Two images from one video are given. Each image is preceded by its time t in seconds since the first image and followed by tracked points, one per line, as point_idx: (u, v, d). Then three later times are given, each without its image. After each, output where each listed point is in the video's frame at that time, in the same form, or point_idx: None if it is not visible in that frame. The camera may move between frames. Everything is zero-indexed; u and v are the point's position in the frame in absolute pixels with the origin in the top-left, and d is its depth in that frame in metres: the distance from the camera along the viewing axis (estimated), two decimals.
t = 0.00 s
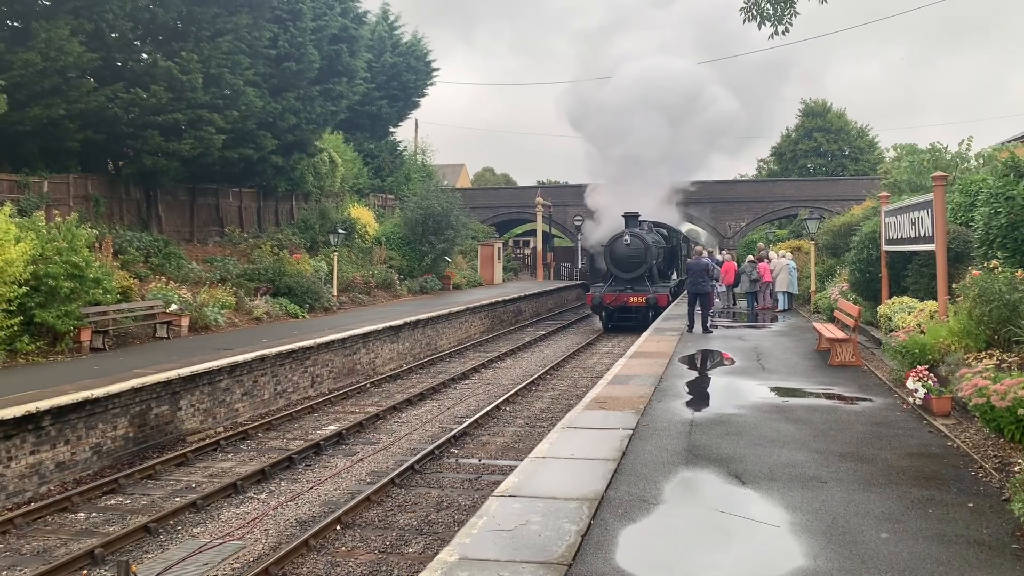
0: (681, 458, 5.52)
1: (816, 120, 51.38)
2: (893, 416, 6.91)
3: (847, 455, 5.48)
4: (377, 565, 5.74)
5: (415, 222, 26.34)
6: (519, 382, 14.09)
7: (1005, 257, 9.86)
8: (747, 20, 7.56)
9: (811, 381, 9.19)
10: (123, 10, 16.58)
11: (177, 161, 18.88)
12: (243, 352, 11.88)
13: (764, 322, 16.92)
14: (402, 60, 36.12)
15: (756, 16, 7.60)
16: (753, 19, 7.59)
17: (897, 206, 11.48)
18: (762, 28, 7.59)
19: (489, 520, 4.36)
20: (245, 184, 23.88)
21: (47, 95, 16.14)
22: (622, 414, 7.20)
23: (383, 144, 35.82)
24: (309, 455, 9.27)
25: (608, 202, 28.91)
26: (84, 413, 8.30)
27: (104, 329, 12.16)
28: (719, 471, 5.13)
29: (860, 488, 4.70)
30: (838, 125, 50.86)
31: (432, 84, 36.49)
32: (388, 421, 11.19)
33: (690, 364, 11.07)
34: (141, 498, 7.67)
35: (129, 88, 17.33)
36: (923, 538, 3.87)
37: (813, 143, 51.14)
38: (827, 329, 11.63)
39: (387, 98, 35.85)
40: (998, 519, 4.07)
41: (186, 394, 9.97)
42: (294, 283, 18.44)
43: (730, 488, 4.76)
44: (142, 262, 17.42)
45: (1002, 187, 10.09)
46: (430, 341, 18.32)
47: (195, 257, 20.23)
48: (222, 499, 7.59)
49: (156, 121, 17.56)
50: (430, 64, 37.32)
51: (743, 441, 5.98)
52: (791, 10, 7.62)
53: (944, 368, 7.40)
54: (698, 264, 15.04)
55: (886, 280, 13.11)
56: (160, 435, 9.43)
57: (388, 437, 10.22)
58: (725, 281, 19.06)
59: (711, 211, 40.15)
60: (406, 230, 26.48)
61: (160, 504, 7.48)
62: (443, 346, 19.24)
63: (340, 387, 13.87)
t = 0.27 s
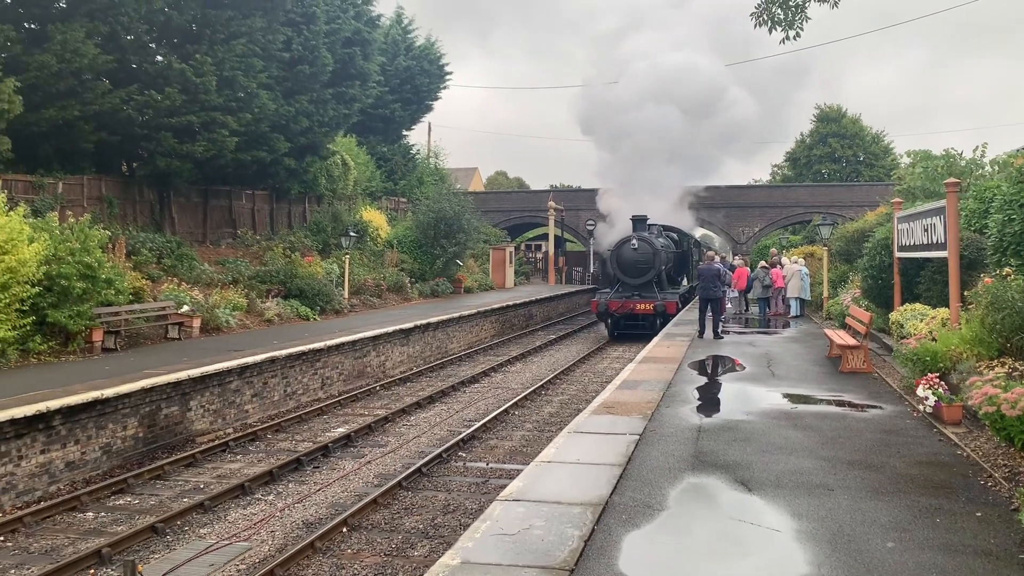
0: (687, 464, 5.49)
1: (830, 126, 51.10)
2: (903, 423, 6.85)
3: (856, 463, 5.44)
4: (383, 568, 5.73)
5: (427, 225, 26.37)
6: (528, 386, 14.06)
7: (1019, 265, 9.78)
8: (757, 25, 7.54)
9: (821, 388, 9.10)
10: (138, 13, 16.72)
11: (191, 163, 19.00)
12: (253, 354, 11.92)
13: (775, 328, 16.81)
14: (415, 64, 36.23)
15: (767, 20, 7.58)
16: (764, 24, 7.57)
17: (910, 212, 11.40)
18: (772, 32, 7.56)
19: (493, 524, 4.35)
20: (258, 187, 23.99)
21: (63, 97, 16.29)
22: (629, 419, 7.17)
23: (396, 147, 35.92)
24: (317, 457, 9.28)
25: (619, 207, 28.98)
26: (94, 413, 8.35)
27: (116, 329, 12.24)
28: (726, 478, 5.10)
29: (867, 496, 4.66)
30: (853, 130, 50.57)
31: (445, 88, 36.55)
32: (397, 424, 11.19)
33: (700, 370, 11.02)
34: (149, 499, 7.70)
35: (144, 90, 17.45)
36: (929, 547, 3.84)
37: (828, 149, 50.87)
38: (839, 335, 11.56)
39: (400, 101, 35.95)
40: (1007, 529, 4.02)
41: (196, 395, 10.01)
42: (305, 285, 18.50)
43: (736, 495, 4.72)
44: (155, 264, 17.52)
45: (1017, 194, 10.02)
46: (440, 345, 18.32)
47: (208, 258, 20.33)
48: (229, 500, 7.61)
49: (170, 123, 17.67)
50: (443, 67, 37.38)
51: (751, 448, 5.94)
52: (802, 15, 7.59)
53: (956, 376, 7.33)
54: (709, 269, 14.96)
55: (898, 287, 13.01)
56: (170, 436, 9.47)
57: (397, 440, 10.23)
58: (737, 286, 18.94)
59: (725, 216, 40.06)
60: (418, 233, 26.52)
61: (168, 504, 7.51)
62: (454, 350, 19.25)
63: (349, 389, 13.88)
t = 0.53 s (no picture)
0: (694, 470, 5.49)
1: (839, 130, 50.97)
2: (911, 430, 6.82)
3: (865, 469, 5.42)
4: (391, 573, 5.74)
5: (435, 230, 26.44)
6: (536, 391, 14.05)
7: None
8: (764, 31, 7.55)
9: (830, 394, 9.06)
10: (149, 20, 16.87)
11: (201, 169, 19.12)
12: (262, 359, 11.97)
13: (784, 333, 16.75)
14: (424, 70, 36.36)
15: (774, 26, 7.59)
16: (770, 30, 7.58)
17: (918, 217, 11.37)
18: (779, 38, 7.57)
19: (499, 530, 4.36)
20: (268, 192, 24.11)
21: (74, 103, 16.44)
22: (637, 425, 7.17)
23: (405, 153, 36.06)
24: (325, 462, 9.31)
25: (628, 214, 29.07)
26: (104, 418, 8.40)
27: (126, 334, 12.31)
28: (733, 484, 5.09)
29: (876, 502, 4.65)
30: (863, 135, 50.44)
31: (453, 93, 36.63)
32: (405, 429, 11.22)
33: (708, 375, 11.00)
34: (159, 503, 7.75)
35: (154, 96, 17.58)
36: (937, 554, 3.82)
37: (837, 154, 50.74)
38: (847, 341, 11.53)
39: (409, 107, 36.06)
40: (1017, 536, 4.00)
41: (205, 400, 10.06)
42: (314, 290, 18.58)
43: (744, 501, 4.72)
44: (165, 269, 17.62)
45: None
46: (448, 350, 18.34)
47: (217, 264, 20.44)
48: (238, 505, 7.64)
49: (180, 129, 17.80)
50: (452, 73, 37.47)
51: (758, 453, 5.93)
52: (809, 21, 7.59)
53: (965, 382, 7.29)
54: (719, 274, 14.93)
55: (907, 292, 12.95)
56: (179, 441, 9.52)
57: (405, 445, 10.26)
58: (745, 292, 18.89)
59: (734, 221, 40.12)
60: (427, 238, 26.58)
61: (177, 509, 7.55)
62: (462, 355, 19.28)
63: (358, 395, 13.92)
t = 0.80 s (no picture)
0: (703, 475, 5.47)
1: (843, 133, 50.88)
2: (919, 433, 6.80)
3: (873, 473, 5.40)
4: None
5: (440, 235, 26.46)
6: (542, 396, 14.02)
7: None
8: (769, 34, 7.55)
9: (837, 398, 9.01)
10: (154, 27, 16.94)
11: (206, 175, 19.17)
12: (267, 365, 11.97)
13: (790, 337, 16.70)
14: (428, 75, 36.43)
15: (779, 30, 7.58)
16: (776, 33, 7.58)
17: (925, 220, 11.33)
18: (785, 42, 7.57)
19: (507, 536, 4.35)
20: (273, 198, 24.17)
21: (80, 110, 16.52)
22: (643, 430, 7.14)
23: (409, 158, 36.12)
24: (332, 467, 9.31)
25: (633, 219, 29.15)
26: (111, 424, 8.42)
27: (132, 340, 12.34)
28: (742, 488, 5.08)
29: (885, 506, 4.62)
30: (867, 138, 50.37)
31: (457, 98, 36.64)
32: (410, 434, 11.21)
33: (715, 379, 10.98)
34: (165, 509, 7.75)
35: (159, 103, 17.64)
36: (948, 559, 3.80)
37: (841, 157, 50.66)
38: (854, 344, 11.49)
39: (413, 112, 36.10)
40: None
41: (211, 406, 10.07)
42: (319, 295, 18.60)
43: (754, 506, 4.69)
44: (170, 275, 17.66)
45: None
46: (453, 355, 18.33)
47: (223, 270, 20.47)
48: (245, 511, 7.64)
49: (185, 135, 17.85)
50: (456, 78, 37.51)
51: (766, 458, 5.91)
52: (815, 24, 7.59)
53: (973, 385, 7.24)
54: (730, 278, 14.89)
55: (913, 294, 12.90)
56: (185, 447, 9.53)
57: (410, 450, 10.25)
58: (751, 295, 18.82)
59: (739, 225, 40.20)
60: (431, 243, 26.59)
61: (183, 515, 7.55)
62: (467, 360, 19.26)
63: (363, 400, 13.91)
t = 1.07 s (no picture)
0: (709, 477, 5.46)
1: (849, 135, 50.77)
2: (927, 436, 6.77)
3: (881, 476, 5.38)
4: None
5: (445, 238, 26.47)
6: (547, 398, 14.01)
7: None
8: (775, 36, 7.55)
9: (844, 400, 8.97)
10: (160, 30, 17.01)
11: (212, 177, 19.23)
12: (273, 367, 11.99)
13: (797, 339, 16.78)
14: (433, 78, 36.49)
15: (785, 31, 7.58)
16: (782, 35, 7.57)
17: (932, 222, 11.28)
18: (791, 43, 7.57)
19: (513, 538, 4.36)
20: (278, 201, 24.23)
21: (86, 113, 16.60)
22: (649, 432, 7.13)
23: (415, 160, 36.17)
24: (337, 470, 9.32)
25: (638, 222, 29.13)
26: (117, 426, 8.44)
27: (138, 343, 12.38)
28: (749, 491, 5.06)
29: (893, 509, 4.61)
30: (873, 140, 50.24)
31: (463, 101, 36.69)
32: (416, 437, 11.22)
33: (721, 381, 10.96)
34: (171, 511, 7.77)
35: (165, 106, 17.71)
36: (957, 562, 3.78)
37: (847, 159, 50.54)
38: (861, 346, 11.46)
39: (419, 114, 36.15)
40: None
41: (217, 408, 10.10)
42: (324, 298, 18.64)
43: (760, 509, 4.69)
44: (176, 277, 17.71)
45: None
46: (458, 357, 18.33)
47: (228, 272, 20.52)
48: (251, 513, 7.65)
49: (191, 138, 17.91)
50: (461, 81, 37.56)
51: (772, 460, 5.90)
52: (821, 26, 7.58)
53: (981, 387, 7.21)
54: (739, 280, 14.83)
55: (920, 297, 12.85)
56: (191, 449, 9.55)
57: (416, 452, 10.26)
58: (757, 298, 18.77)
59: (745, 227, 40.15)
60: (437, 246, 26.61)
61: (189, 517, 7.57)
62: (473, 362, 19.27)
63: (369, 402, 13.92)
